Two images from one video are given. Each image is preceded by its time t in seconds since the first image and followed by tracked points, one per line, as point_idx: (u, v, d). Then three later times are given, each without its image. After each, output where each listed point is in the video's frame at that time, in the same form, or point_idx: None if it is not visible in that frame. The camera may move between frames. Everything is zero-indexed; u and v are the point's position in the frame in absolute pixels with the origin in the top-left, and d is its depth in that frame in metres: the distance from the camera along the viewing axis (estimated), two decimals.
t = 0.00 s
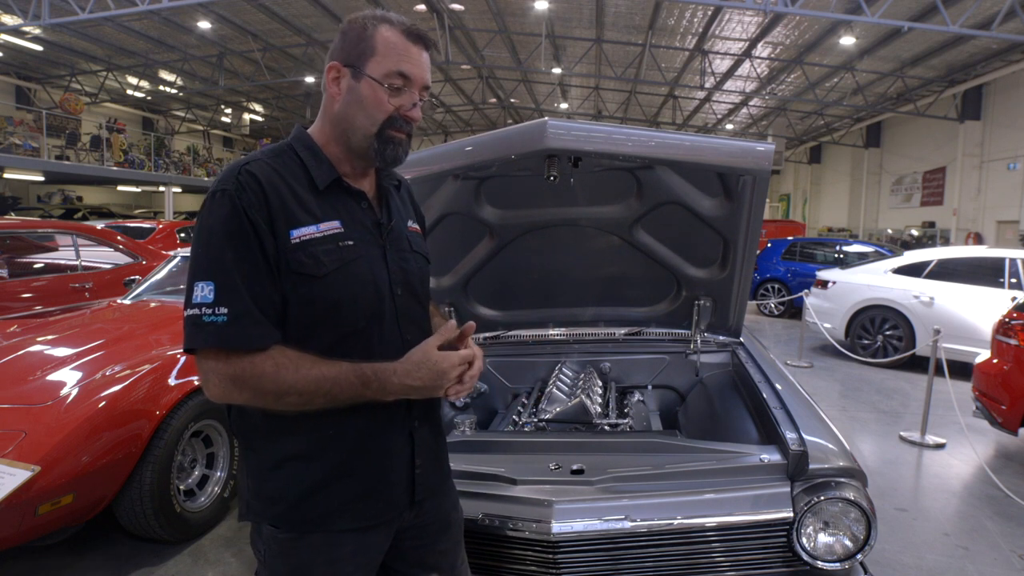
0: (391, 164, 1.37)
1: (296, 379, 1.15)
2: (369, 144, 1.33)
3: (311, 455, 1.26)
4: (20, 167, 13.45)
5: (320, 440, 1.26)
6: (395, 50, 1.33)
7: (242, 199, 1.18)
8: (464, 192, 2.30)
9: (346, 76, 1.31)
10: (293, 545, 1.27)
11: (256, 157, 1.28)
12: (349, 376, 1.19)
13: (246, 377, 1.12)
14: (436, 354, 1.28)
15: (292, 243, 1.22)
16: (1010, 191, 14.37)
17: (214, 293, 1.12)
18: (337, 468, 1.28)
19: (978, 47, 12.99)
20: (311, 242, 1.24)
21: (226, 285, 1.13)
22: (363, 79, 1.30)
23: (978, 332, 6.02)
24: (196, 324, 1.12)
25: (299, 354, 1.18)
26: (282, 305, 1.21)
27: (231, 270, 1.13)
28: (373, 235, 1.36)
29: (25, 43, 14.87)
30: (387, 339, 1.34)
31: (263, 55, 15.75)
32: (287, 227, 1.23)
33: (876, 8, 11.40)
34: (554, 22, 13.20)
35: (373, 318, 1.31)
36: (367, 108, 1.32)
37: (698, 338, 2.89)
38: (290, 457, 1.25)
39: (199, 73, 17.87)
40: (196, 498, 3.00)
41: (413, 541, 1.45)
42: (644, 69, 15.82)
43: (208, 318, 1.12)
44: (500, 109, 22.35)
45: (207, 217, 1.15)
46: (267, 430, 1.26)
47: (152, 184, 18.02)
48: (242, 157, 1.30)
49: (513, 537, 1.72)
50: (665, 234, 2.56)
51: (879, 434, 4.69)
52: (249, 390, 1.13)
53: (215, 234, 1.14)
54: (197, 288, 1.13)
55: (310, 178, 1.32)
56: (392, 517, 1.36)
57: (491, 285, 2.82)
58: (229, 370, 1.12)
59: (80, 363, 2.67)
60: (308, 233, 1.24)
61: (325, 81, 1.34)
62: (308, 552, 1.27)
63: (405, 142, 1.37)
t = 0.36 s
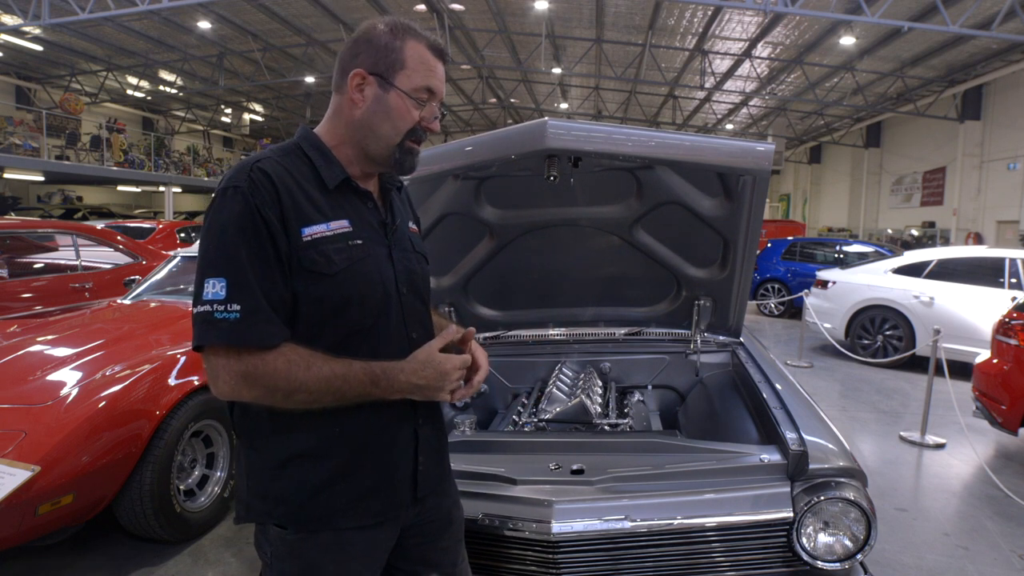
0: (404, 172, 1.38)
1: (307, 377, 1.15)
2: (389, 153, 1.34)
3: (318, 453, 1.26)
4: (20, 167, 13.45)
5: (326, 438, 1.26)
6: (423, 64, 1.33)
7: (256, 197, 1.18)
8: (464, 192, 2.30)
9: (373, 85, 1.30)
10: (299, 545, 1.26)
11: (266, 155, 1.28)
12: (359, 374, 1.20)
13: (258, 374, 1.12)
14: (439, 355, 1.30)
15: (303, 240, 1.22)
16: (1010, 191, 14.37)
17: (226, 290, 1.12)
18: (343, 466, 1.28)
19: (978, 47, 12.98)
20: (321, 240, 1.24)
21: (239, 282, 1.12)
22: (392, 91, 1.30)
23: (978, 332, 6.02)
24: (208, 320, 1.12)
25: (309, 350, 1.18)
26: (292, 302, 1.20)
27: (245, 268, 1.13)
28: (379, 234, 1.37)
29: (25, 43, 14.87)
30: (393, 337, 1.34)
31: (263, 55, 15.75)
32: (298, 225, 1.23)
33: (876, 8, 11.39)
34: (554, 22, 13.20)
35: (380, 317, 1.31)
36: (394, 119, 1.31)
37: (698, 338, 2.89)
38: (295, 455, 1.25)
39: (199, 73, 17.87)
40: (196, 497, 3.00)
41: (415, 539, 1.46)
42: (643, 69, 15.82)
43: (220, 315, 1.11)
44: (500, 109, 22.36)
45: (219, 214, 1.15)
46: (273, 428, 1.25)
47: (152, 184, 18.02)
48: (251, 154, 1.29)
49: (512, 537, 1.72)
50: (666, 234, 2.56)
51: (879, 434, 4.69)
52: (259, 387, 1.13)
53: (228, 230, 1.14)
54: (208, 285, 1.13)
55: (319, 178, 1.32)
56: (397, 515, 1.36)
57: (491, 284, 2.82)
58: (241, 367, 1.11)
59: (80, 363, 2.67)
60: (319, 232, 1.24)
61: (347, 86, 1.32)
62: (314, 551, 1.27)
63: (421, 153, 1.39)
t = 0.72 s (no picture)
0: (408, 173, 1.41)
1: (311, 373, 1.15)
2: (400, 157, 1.37)
3: (321, 452, 1.26)
4: (20, 167, 13.45)
5: (329, 436, 1.27)
6: (435, 74, 1.36)
7: (261, 195, 1.18)
8: (464, 192, 2.30)
9: (389, 93, 1.31)
10: (302, 545, 1.26)
11: (268, 154, 1.27)
12: (363, 371, 1.20)
13: (263, 371, 1.12)
14: (440, 351, 1.32)
15: (306, 238, 1.22)
16: (1010, 191, 14.36)
17: (231, 286, 1.12)
18: (346, 464, 1.28)
19: (978, 47, 12.98)
20: (324, 238, 1.24)
21: (244, 278, 1.12)
22: (407, 98, 1.32)
23: (978, 332, 6.02)
24: (212, 317, 1.11)
25: (312, 347, 1.18)
26: (295, 300, 1.20)
27: (251, 264, 1.13)
28: (380, 232, 1.37)
29: (25, 43, 14.87)
30: (395, 334, 1.34)
31: (263, 55, 15.75)
32: (301, 223, 1.22)
33: (876, 8, 11.40)
34: (554, 22, 13.20)
35: (382, 316, 1.31)
36: (408, 126, 1.33)
37: (698, 338, 2.89)
38: (297, 454, 1.25)
39: (199, 73, 17.88)
40: (196, 497, 3.00)
41: (417, 538, 1.46)
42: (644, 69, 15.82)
43: (225, 311, 1.11)
44: (500, 108, 22.35)
45: (225, 212, 1.15)
46: (275, 427, 1.25)
47: (152, 184, 18.02)
48: (253, 153, 1.29)
49: (512, 537, 1.72)
50: (666, 234, 2.56)
51: (879, 434, 4.69)
52: (265, 383, 1.13)
53: (233, 227, 1.14)
54: (212, 282, 1.13)
55: (321, 177, 1.31)
56: (399, 513, 1.36)
57: (491, 284, 2.82)
58: (246, 364, 1.12)
59: (80, 363, 2.67)
60: (322, 230, 1.24)
61: (359, 91, 1.31)
62: (318, 551, 1.27)
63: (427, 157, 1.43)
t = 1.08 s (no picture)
0: (405, 176, 1.42)
1: (309, 373, 1.15)
2: (398, 162, 1.38)
3: (319, 451, 1.26)
4: (20, 167, 13.44)
5: (326, 436, 1.26)
6: (437, 81, 1.37)
7: (258, 195, 1.18)
8: (464, 192, 2.30)
9: (393, 98, 1.31)
10: (301, 545, 1.26)
11: (265, 154, 1.28)
12: (361, 371, 1.20)
13: (261, 371, 1.12)
14: (436, 350, 1.31)
15: (304, 238, 1.22)
16: (1010, 191, 14.36)
17: (229, 287, 1.13)
18: (344, 464, 1.28)
19: (978, 47, 12.98)
20: (321, 238, 1.24)
21: (242, 279, 1.13)
22: (410, 104, 1.32)
23: (978, 332, 6.02)
24: (211, 318, 1.12)
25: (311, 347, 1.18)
26: (292, 300, 1.20)
27: (248, 264, 1.13)
28: (376, 233, 1.37)
29: (25, 43, 14.87)
30: (393, 333, 1.34)
31: (263, 55, 15.75)
32: (298, 223, 1.22)
33: (876, 8, 11.39)
34: (554, 22, 13.20)
35: (380, 315, 1.31)
36: (409, 131, 1.34)
37: (698, 338, 2.89)
38: (296, 454, 1.25)
39: (199, 73, 17.87)
40: (196, 497, 3.00)
41: (416, 537, 1.46)
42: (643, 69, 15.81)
43: (223, 312, 1.11)
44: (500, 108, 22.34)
45: (222, 213, 1.15)
46: (273, 427, 1.25)
47: (152, 184, 18.02)
48: (250, 153, 1.29)
49: (512, 537, 1.72)
50: (666, 233, 2.56)
51: (879, 434, 4.69)
52: (263, 384, 1.12)
53: (230, 228, 1.14)
54: (210, 283, 1.13)
55: (317, 177, 1.31)
56: (397, 512, 1.36)
57: (491, 284, 2.81)
58: (245, 364, 1.12)
59: (80, 363, 2.66)
60: (319, 230, 1.24)
61: (362, 95, 1.31)
62: (317, 551, 1.27)
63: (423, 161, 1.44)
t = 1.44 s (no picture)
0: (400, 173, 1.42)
1: (304, 372, 1.15)
2: (390, 159, 1.37)
3: (314, 451, 1.26)
4: (20, 167, 13.44)
5: (321, 435, 1.26)
6: (429, 77, 1.37)
7: (253, 193, 1.18)
8: (464, 192, 2.30)
9: (385, 94, 1.31)
10: (296, 543, 1.26)
11: (261, 152, 1.28)
12: (356, 370, 1.19)
13: (257, 370, 1.12)
14: (432, 348, 1.30)
15: (299, 237, 1.22)
16: (1009, 192, 14.38)
17: (224, 286, 1.12)
18: (338, 463, 1.28)
19: (977, 47, 12.99)
20: (318, 236, 1.24)
21: (236, 277, 1.12)
22: (401, 100, 1.32)
23: (978, 332, 6.02)
24: (206, 316, 1.11)
25: (306, 346, 1.18)
26: (288, 299, 1.20)
27: (243, 264, 1.13)
28: (373, 232, 1.37)
29: (25, 43, 14.87)
30: (390, 333, 1.35)
31: (263, 55, 15.76)
32: (294, 222, 1.23)
33: (876, 8, 11.39)
34: (554, 22, 13.21)
35: (376, 315, 1.31)
36: (401, 127, 1.33)
37: (698, 338, 2.89)
38: (290, 454, 1.25)
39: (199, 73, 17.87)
40: (196, 497, 3.00)
41: (412, 537, 1.46)
42: (643, 69, 15.81)
43: (219, 311, 1.11)
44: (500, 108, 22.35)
45: (216, 211, 1.15)
46: (268, 426, 1.25)
47: (152, 184, 18.03)
48: (247, 151, 1.29)
49: (511, 537, 1.72)
50: (666, 233, 2.56)
51: (879, 434, 4.69)
52: (258, 383, 1.12)
53: (225, 227, 1.14)
54: (206, 281, 1.13)
55: (314, 176, 1.31)
56: (392, 511, 1.37)
57: (490, 284, 2.81)
58: (239, 363, 1.12)
59: (80, 363, 2.66)
60: (315, 228, 1.24)
61: (354, 91, 1.31)
62: (312, 550, 1.27)
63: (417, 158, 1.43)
